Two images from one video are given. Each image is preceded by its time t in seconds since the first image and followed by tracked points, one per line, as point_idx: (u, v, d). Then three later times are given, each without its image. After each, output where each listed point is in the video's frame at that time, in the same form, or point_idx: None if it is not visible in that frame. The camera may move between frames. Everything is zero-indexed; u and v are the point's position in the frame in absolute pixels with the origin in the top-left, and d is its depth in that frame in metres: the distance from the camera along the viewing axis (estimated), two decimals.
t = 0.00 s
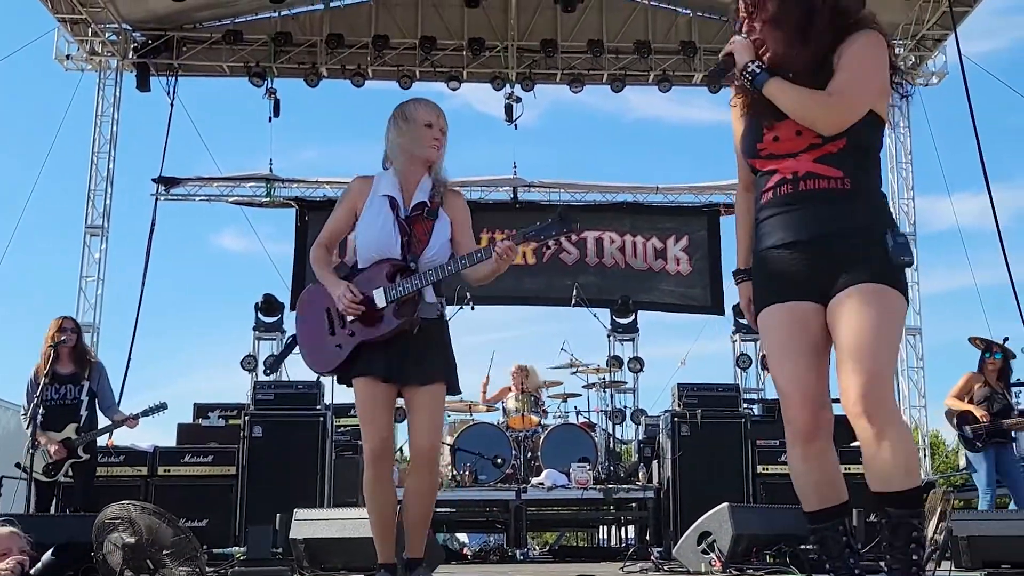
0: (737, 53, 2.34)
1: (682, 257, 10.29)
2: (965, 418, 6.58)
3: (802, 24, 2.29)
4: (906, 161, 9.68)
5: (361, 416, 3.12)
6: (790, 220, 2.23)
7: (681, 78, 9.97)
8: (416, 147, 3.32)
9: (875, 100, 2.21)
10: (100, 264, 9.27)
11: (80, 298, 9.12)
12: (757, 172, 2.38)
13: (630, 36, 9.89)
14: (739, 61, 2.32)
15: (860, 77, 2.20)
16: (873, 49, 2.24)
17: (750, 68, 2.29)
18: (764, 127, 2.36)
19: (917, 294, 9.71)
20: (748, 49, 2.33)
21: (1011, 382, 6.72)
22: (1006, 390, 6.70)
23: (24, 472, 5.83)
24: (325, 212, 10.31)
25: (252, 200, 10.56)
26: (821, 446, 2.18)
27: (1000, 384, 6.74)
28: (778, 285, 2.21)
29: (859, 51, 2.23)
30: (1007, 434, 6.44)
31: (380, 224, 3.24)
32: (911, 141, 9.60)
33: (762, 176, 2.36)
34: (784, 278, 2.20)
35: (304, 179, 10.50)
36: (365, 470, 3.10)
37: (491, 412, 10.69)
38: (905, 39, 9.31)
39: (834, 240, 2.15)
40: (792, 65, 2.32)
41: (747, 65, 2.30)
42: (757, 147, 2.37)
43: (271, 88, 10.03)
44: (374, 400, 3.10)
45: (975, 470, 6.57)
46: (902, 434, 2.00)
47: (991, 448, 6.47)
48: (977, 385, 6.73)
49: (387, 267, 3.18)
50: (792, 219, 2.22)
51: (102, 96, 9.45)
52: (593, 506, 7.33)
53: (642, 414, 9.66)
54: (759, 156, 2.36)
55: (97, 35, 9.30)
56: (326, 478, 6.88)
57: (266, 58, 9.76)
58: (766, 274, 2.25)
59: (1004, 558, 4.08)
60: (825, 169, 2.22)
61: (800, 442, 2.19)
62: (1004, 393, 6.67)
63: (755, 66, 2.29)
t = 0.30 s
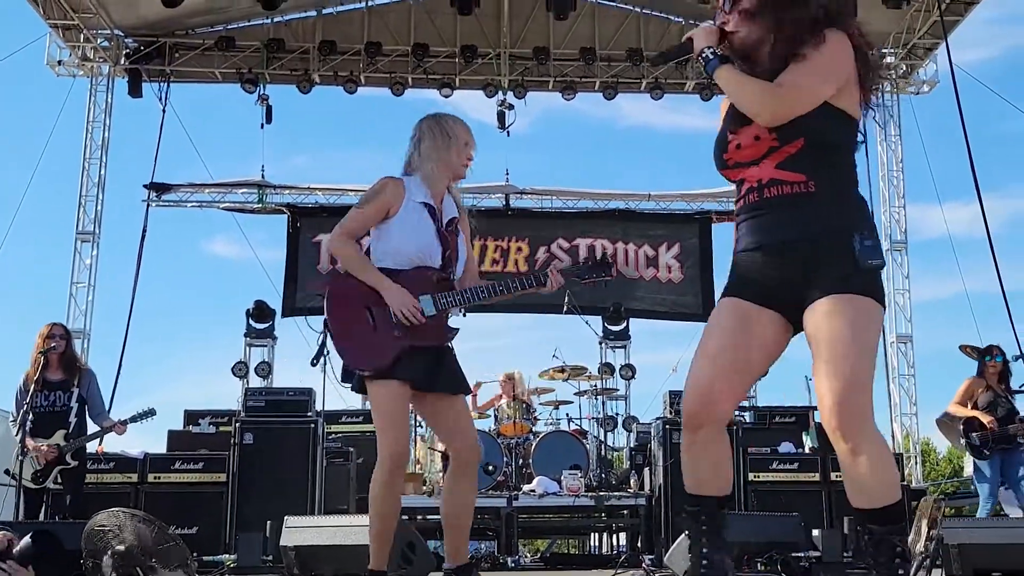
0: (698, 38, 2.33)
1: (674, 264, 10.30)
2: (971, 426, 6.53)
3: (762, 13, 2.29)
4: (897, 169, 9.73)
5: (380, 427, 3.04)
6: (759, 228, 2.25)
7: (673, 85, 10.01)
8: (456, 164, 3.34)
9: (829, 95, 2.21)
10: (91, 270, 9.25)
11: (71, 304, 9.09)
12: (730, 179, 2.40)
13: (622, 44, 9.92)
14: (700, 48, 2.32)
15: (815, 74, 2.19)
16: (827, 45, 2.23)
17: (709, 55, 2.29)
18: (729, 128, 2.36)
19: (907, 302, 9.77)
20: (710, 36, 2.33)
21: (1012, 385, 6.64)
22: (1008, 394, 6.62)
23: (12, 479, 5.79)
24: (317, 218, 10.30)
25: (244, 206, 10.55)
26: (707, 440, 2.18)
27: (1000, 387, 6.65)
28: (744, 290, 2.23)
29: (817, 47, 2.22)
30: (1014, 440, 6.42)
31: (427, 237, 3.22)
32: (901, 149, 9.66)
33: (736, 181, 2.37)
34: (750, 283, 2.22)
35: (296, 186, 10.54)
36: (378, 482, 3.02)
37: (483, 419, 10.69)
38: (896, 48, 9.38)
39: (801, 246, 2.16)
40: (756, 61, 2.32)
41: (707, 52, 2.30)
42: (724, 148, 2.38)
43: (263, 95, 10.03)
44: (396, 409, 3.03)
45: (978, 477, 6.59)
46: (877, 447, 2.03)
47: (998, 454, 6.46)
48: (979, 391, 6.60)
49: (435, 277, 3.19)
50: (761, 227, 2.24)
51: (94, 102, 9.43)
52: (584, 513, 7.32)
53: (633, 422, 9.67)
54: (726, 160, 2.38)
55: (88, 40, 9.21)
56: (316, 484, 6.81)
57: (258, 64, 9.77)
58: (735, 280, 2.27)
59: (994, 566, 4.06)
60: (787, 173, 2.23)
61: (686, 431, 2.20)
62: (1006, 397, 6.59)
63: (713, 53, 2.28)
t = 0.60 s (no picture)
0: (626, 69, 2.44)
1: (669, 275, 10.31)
2: (979, 444, 6.14)
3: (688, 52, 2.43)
4: (892, 181, 9.76)
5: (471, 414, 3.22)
6: (686, 255, 2.34)
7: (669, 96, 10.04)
8: (482, 184, 3.49)
9: (750, 131, 2.33)
10: (86, 279, 9.23)
11: (65, 313, 9.06)
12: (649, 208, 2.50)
13: (618, 55, 9.96)
14: (627, 80, 2.43)
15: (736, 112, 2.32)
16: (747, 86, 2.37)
17: (634, 88, 2.40)
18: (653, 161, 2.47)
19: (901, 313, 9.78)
20: (638, 68, 2.44)
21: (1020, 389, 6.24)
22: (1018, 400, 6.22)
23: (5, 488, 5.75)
24: (312, 228, 10.30)
25: (239, 215, 10.55)
26: (643, 468, 2.33)
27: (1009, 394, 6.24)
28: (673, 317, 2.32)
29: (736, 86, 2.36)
30: None
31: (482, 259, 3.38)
32: (896, 160, 9.69)
33: (659, 214, 2.48)
34: (678, 312, 2.31)
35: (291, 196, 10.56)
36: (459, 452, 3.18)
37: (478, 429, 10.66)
38: (891, 60, 9.43)
39: (725, 275, 2.26)
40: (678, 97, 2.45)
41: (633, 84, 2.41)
42: (646, 181, 2.49)
43: (259, 104, 10.04)
44: (484, 414, 3.21)
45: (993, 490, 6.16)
46: (845, 458, 2.07)
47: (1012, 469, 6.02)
48: (986, 402, 6.21)
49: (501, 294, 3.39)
50: (689, 255, 2.34)
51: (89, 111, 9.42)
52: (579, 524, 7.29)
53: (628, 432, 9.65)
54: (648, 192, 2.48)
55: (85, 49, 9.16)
56: (311, 489, 6.88)
57: (254, 74, 9.77)
58: (666, 306, 2.35)
59: None
60: (708, 205, 2.34)
61: (624, 459, 2.34)
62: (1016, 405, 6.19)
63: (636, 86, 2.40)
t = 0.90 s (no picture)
0: (585, 132, 2.56)
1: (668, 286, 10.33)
2: (981, 454, 6.09)
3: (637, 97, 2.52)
4: (891, 192, 9.77)
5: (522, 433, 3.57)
6: (678, 284, 2.40)
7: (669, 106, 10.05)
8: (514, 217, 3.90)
9: (718, 157, 2.39)
10: (85, 288, 9.22)
11: (64, 322, 9.06)
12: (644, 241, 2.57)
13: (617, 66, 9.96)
14: (587, 141, 2.55)
15: (695, 140, 2.38)
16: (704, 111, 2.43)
17: (596, 147, 2.51)
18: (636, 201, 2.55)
19: (901, 323, 9.80)
20: (597, 129, 2.56)
21: None
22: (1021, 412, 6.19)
23: (4, 497, 5.73)
24: (312, 237, 10.30)
25: (239, 225, 10.55)
26: (638, 477, 2.35)
27: (1013, 407, 6.22)
28: (666, 346, 2.38)
29: (694, 117, 2.42)
30: None
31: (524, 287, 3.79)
32: (895, 171, 9.70)
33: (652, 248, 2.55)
34: (671, 340, 2.36)
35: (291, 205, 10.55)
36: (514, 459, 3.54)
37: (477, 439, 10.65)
38: (890, 71, 9.46)
39: (712, 302, 2.32)
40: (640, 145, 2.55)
41: (593, 145, 2.53)
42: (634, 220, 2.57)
43: (259, 114, 10.06)
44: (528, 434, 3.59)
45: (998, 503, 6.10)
46: (863, 479, 2.21)
47: (1015, 480, 5.96)
48: (989, 414, 6.19)
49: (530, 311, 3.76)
50: (681, 282, 2.39)
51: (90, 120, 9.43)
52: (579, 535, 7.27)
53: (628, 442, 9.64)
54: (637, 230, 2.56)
55: (86, 59, 9.22)
56: (310, 498, 6.83)
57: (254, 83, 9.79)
58: (662, 331, 2.41)
59: None
60: (690, 235, 2.40)
61: (620, 472, 2.36)
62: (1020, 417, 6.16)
63: (598, 143, 2.51)
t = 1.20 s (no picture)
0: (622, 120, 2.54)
1: (667, 294, 10.35)
2: (982, 463, 6.07)
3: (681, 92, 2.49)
4: (891, 201, 9.78)
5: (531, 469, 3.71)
6: (699, 285, 2.40)
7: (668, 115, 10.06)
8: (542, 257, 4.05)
9: (754, 161, 2.39)
10: (85, 295, 9.22)
11: (64, 330, 9.06)
12: (666, 239, 2.56)
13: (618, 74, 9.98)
14: (623, 130, 2.53)
15: (737, 142, 2.38)
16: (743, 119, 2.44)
17: (633, 136, 2.49)
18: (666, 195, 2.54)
19: (901, 332, 9.80)
20: (634, 117, 2.53)
21: None
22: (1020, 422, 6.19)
23: (4, 504, 5.73)
24: (313, 245, 10.31)
25: (239, 232, 10.55)
26: (651, 487, 2.34)
27: (1012, 416, 6.21)
28: (685, 346, 2.37)
29: (736, 120, 2.42)
30: None
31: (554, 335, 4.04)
32: (895, 180, 9.71)
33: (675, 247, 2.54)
34: (689, 341, 2.36)
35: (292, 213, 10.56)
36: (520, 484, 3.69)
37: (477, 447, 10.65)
38: (890, 80, 9.48)
39: (735, 304, 2.32)
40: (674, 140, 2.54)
41: (631, 133, 2.51)
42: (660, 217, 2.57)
43: (260, 122, 10.07)
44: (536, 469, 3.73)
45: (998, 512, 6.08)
46: (877, 488, 2.21)
47: (1016, 489, 5.94)
48: (988, 422, 6.18)
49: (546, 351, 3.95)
50: (702, 284, 2.39)
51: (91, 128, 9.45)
52: (578, 545, 7.26)
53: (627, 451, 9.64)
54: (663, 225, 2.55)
55: (87, 67, 9.18)
56: (309, 508, 6.82)
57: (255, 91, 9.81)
58: (680, 333, 2.40)
59: None
60: (719, 236, 2.40)
61: (633, 480, 2.36)
62: (1019, 427, 6.16)
63: (637, 132, 2.49)
